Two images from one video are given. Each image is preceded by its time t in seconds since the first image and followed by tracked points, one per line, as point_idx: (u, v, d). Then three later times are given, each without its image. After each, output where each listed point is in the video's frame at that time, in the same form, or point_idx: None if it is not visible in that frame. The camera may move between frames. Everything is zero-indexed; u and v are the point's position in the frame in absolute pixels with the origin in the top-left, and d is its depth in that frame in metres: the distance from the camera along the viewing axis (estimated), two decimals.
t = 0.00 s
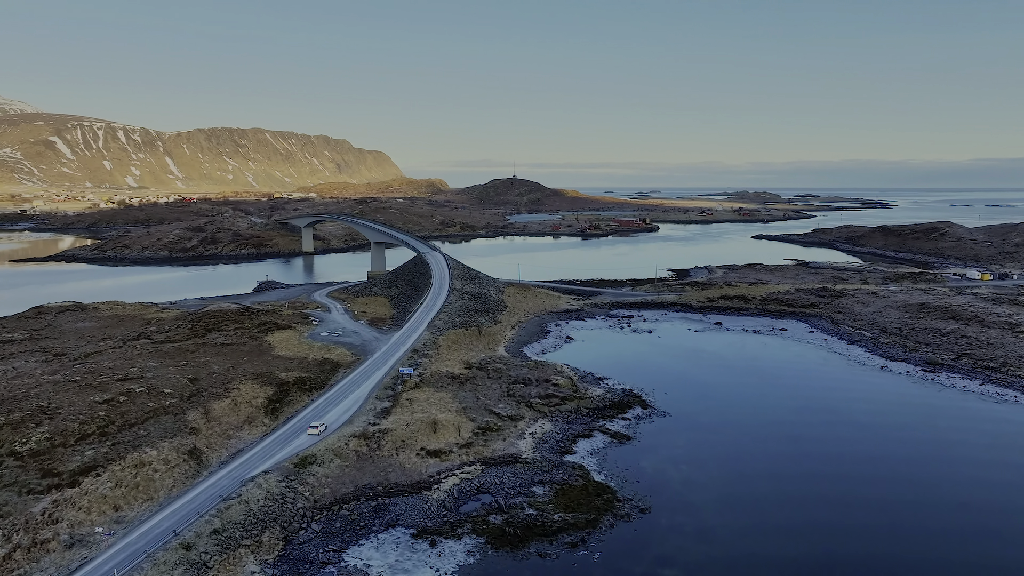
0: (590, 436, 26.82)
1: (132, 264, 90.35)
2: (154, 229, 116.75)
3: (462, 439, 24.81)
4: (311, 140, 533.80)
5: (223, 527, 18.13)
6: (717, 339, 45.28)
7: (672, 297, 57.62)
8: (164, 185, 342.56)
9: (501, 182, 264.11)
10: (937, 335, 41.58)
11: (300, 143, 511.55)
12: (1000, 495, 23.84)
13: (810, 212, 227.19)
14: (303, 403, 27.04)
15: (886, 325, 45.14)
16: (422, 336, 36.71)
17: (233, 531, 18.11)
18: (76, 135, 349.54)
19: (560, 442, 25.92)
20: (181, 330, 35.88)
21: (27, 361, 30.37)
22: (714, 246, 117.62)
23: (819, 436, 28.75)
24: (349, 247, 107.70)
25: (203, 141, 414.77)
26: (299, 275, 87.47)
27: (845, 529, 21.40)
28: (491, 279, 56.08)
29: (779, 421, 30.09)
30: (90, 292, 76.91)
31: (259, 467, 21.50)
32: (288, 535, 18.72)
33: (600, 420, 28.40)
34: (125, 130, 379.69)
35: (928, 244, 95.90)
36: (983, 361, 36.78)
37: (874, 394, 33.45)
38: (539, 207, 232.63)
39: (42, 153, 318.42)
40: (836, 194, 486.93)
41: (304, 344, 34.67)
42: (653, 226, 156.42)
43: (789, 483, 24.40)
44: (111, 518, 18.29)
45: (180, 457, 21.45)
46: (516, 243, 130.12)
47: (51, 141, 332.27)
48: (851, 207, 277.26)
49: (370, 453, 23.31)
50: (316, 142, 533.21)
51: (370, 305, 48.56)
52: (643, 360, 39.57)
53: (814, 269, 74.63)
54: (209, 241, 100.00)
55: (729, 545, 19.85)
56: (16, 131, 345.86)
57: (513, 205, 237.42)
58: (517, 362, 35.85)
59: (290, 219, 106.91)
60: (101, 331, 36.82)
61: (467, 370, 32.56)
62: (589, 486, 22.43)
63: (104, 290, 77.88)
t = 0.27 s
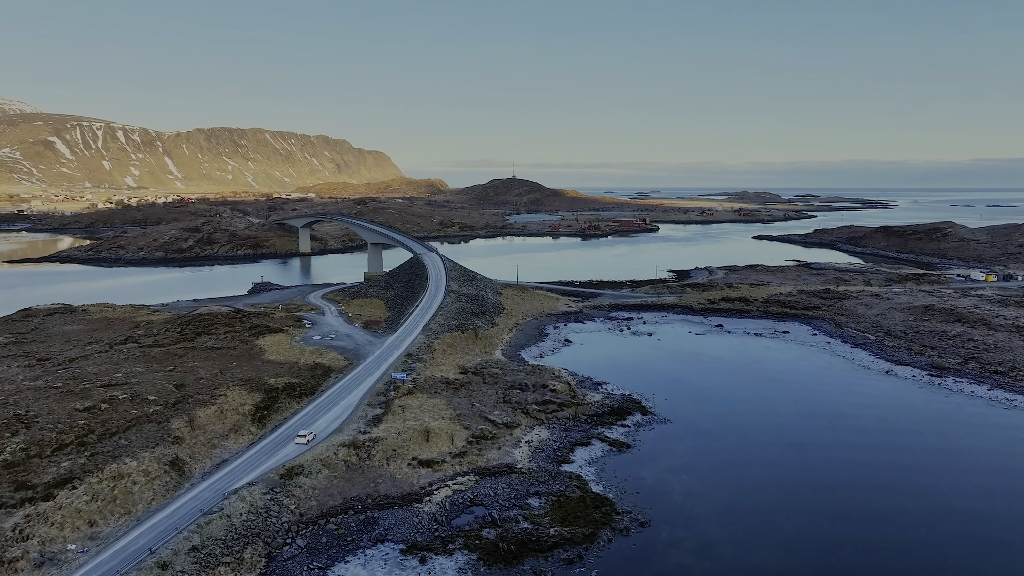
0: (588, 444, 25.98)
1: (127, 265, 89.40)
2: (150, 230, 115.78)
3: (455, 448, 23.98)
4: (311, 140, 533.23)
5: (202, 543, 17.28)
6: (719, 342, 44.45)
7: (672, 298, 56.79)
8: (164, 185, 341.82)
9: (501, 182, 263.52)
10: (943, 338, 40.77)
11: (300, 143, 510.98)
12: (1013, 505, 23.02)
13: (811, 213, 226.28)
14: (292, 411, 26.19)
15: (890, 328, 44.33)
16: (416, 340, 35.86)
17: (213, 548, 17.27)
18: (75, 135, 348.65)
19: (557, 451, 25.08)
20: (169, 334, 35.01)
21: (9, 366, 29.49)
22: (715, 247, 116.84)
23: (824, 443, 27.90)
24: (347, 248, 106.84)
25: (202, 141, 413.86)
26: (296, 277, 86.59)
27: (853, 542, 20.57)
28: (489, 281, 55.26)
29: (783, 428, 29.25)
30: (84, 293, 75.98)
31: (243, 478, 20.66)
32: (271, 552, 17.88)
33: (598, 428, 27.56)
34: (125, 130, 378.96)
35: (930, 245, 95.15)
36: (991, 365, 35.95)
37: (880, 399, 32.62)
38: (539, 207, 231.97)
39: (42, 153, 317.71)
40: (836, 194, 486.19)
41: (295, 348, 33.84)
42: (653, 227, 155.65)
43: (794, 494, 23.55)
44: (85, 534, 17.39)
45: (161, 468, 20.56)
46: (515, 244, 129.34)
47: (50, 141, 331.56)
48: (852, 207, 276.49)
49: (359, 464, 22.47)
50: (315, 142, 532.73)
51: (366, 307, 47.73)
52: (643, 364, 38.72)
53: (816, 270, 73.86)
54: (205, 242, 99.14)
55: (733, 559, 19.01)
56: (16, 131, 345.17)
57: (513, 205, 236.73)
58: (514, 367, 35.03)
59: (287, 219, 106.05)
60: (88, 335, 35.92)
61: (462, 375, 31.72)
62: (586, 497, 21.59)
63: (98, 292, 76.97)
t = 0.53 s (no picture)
0: (586, 454, 25.01)
1: (121, 266, 88.40)
2: (146, 230, 114.80)
3: (447, 459, 23.00)
4: (310, 141, 532.68)
5: (175, 565, 16.29)
6: (720, 346, 43.52)
7: (673, 301, 55.84)
8: (163, 185, 341.18)
9: (500, 182, 262.88)
10: (950, 342, 39.80)
11: (300, 143, 510.45)
12: None
13: (812, 213, 225.39)
14: (278, 420, 25.23)
15: (895, 331, 43.38)
16: (410, 344, 34.88)
17: (187, 570, 16.28)
18: (75, 135, 347.99)
19: (552, 462, 24.12)
20: (155, 338, 34.04)
21: None
22: (715, 247, 115.95)
23: (829, 453, 26.91)
24: (344, 248, 105.92)
25: (202, 141, 413.12)
26: (292, 278, 85.68)
27: (862, 559, 19.57)
28: (485, 283, 54.32)
29: (787, 437, 28.26)
30: (76, 295, 74.98)
31: (223, 493, 19.68)
32: (250, 572, 16.88)
33: (596, 437, 26.59)
34: (124, 130, 378.40)
35: (933, 245, 94.25)
36: (1000, 370, 34.96)
37: (887, 406, 31.68)
38: (539, 207, 231.21)
39: (41, 154, 317.10)
40: (836, 194, 485.24)
41: (285, 354, 32.88)
42: (653, 227, 154.78)
43: (800, 507, 22.57)
44: (51, 554, 16.33)
45: (137, 482, 19.54)
46: (513, 244, 128.48)
47: (50, 141, 331.22)
48: (853, 207, 275.62)
49: (346, 476, 21.49)
50: (315, 142, 532.11)
51: (359, 310, 46.77)
52: (642, 368, 37.77)
53: (817, 271, 72.99)
54: (201, 243, 98.19)
55: None
56: (15, 131, 344.53)
57: (512, 205, 235.86)
58: (509, 372, 34.06)
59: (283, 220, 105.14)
60: (72, 339, 34.94)
61: (456, 381, 30.78)
62: (583, 512, 20.62)
63: (92, 293, 76.02)
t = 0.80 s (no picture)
0: (583, 466, 23.94)
1: (115, 267, 87.24)
2: (141, 231, 113.64)
3: (437, 473, 21.93)
4: (310, 141, 531.67)
5: None
6: (722, 350, 42.46)
7: (673, 303, 54.75)
8: (162, 185, 340.30)
9: (500, 182, 262.00)
10: (958, 347, 38.76)
11: (299, 144, 509.60)
12: None
13: (813, 213, 224.59)
14: (262, 431, 24.14)
15: (901, 335, 42.33)
16: (402, 349, 33.83)
17: None
18: (74, 135, 347.18)
19: (548, 475, 23.05)
20: (139, 344, 32.95)
21: None
22: (716, 248, 114.88)
23: (837, 464, 25.80)
24: (340, 249, 104.87)
25: (201, 141, 412.18)
26: (288, 280, 84.60)
27: None
28: (482, 285, 53.26)
29: (793, 447, 27.14)
30: (67, 296, 73.88)
31: (198, 511, 18.58)
32: None
33: (593, 448, 25.54)
34: (123, 130, 377.50)
35: (936, 246, 93.23)
36: (1011, 377, 33.90)
37: (895, 414, 30.61)
38: (538, 207, 230.21)
39: (40, 154, 316.26)
40: (837, 194, 484.53)
41: (272, 360, 31.78)
42: (653, 228, 153.82)
43: (808, 522, 21.47)
44: None
45: (107, 499, 18.43)
46: (512, 245, 127.44)
47: (49, 141, 330.48)
48: (854, 207, 274.66)
49: (330, 492, 20.41)
50: (315, 142, 531.35)
51: (353, 313, 45.67)
52: (642, 374, 36.66)
53: (820, 273, 71.93)
54: (196, 244, 97.11)
55: None
56: (14, 131, 343.63)
57: (511, 206, 234.86)
58: (505, 378, 32.98)
59: (279, 220, 104.05)
60: (53, 345, 33.82)
61: (449, 389, 29.71)
62: (579, 530, 19.53)
63: (84, 295, 74.89)
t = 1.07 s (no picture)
0: (580, 478, 22.99)
1: (109, 268, 86.18)
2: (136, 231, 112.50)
3: (428, 487, 20.95)
4: (309, 140, 530.57)
5: None
6: (723, 354, 41.50)
7: (673, 305, 53.77)
8: (161, 185, 339.32)
9: (499, 182, 261.22)
10: (966, 351, 37.83)
11: (298, 144, 508.65)
12: None
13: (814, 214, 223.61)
14: (246, 442, 23.17)
15: (907, 339, 41.38)
16: (394, 354, 32.86)
17: None
18: (72, 135, 346.22)
19: (543, 488, 22.07)
20: (124, 349, 31.94)
21: None
22: (716, 249, 113.91)
23: (845, 476, 24.79)
24: (337, 250, 103.90)
25: (200, 141, 411.10)
26: (284, 281, 83.64)
27: None
28: (479, 287, 52.29)
29: (798, 457, 26.16)
30: (59, 298, 72.90)
31: (174, 530, 17.60)
32: None
33: (591, 459, 24.57)
34: (122, 130, 376.56)
35: (939, 247, 92.33)
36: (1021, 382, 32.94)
37: (903, 421, 29.65)
38: (538, 207, 229.25)
39: (39, 154, 315.35)
40: (837, 194, 483.88)
41: (261, 365, 30.79)
42: (653, 228, 152.94)
43: (815, 537, 20.50)
44: None
45: (77, 517, 17.44)
46: (511, 245, 126.49)
47: (47, 141, 329.62)
48: (854, 207, 273.79)
49: (314, 507, 19.43)
50: (314, 142, 530.53)
51: (346, 316, 44.72)
52: (642, 379, 35.64)
53: (822, 274, 70.98)
54: (191, 245, 96.13)
55: None
56: (12, 131, 342.63)
57: (511, 206, 233.92)
58: (500, 384, 31.97)
59: (275, 221, 103.05)
60: (35, 349, 32.79)
61: (442, 396, 28.75)
62: (576, 548, 18.55)
63: (78, 297, 73.85)
